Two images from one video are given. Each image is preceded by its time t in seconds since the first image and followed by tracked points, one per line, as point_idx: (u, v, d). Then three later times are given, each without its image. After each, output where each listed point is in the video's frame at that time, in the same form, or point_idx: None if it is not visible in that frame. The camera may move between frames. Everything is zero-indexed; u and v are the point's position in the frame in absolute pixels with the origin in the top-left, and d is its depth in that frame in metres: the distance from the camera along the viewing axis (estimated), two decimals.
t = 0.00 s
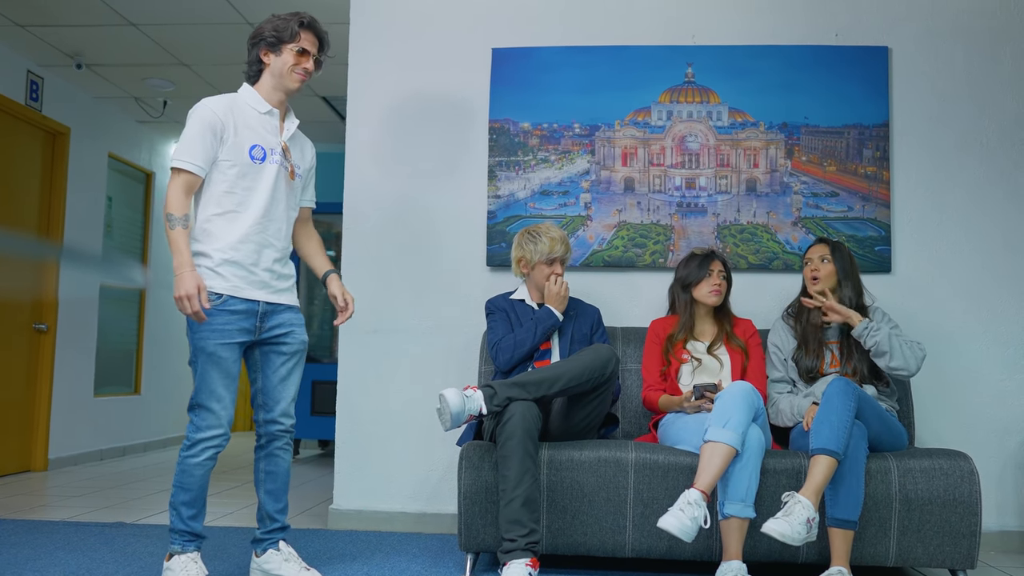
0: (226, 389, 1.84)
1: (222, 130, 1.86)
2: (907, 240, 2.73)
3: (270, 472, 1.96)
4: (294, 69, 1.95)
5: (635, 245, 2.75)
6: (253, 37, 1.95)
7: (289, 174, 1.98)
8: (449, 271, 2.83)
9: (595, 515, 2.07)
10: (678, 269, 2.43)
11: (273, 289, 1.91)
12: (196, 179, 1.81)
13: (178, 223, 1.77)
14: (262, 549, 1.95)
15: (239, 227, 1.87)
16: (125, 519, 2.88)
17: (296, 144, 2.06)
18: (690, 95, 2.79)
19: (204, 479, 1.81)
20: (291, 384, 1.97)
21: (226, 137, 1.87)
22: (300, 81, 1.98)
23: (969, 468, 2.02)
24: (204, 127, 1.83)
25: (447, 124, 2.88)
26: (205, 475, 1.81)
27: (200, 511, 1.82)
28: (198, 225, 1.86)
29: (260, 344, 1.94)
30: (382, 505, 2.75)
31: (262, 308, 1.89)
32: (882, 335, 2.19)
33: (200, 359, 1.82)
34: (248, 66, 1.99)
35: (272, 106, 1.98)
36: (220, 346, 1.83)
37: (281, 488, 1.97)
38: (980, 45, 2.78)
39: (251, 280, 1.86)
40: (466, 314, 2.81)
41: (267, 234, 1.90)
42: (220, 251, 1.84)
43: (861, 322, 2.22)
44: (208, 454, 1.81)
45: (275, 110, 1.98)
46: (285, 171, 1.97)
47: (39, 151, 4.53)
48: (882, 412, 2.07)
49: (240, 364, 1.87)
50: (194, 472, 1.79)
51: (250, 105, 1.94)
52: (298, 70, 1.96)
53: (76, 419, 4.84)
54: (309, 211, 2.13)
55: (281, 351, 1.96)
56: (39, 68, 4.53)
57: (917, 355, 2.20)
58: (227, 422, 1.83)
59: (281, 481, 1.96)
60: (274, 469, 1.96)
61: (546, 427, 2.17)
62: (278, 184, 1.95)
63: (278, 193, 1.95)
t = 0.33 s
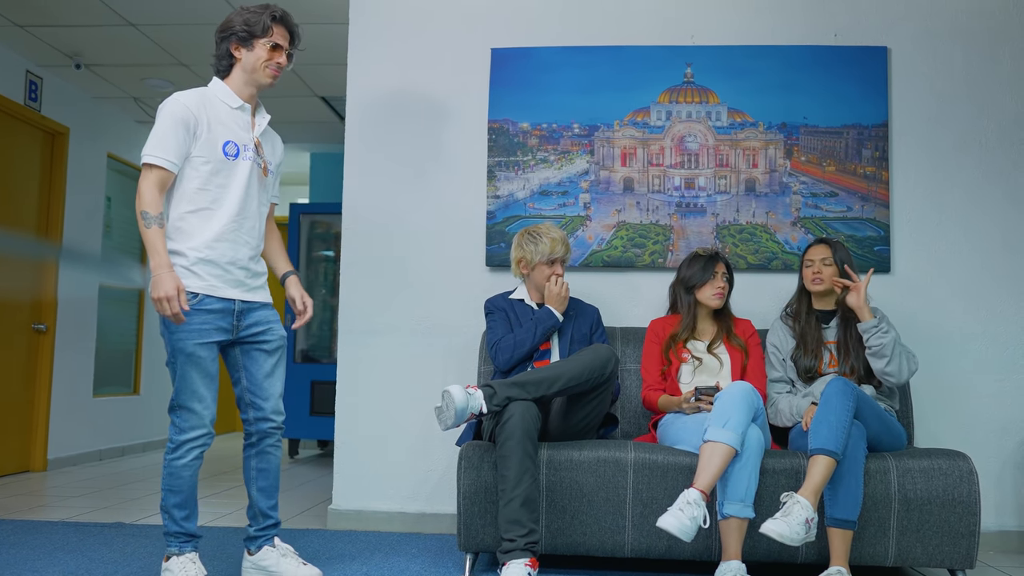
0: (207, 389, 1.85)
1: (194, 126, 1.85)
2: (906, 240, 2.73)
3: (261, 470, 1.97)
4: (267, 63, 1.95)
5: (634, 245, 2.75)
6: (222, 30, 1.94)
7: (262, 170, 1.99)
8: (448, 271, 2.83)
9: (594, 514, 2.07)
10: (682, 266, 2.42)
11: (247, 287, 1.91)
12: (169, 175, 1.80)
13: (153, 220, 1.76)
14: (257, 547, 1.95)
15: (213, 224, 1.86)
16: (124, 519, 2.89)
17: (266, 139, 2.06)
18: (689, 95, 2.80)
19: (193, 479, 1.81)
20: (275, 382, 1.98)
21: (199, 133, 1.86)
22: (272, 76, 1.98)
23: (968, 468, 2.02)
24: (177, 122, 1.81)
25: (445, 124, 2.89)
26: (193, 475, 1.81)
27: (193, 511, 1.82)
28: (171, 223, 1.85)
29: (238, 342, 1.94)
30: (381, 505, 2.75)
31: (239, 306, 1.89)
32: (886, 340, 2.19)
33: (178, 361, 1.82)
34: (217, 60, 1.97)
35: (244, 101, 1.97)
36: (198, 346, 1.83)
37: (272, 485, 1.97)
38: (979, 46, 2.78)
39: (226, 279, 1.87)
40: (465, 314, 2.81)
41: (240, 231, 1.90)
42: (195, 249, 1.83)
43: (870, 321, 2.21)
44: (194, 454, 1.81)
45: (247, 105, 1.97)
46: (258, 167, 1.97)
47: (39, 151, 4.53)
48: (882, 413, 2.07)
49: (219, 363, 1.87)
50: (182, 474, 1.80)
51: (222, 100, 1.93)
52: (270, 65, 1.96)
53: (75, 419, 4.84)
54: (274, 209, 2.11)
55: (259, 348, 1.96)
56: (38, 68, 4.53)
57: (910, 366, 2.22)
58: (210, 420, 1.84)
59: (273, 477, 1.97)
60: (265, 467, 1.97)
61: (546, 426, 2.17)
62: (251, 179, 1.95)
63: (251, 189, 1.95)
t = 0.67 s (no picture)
0: (209, 386, 1.84)
1: (185, 126, 1.84)
2: (905, 236, 2.73)
3: (236, 468, 1.96)
4: (257, 58, 1.95)
5: (633, 242, 2.75)
6: (211, 24, 1.93)
7: (258, 162, 1.98)
8: (448, 268, 2.83)
9: (593, 511, 2.07)
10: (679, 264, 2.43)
11: (252, 282, 1.92)
12: (163, 178, 1.80)
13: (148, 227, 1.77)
14: (221, 543, 1.96)
15: (213, 221, 1.86)
16: (124, 517, 2.89)
17: (262, 131, 2.05)
18: (688, 92, 2.79)
19: (193, 476, 1.82)
20: (266, 383, 1.99)
21: (190, 132, 1.86)
22: (263, 70, 1.98)
23: (968, 464, 2.02)
24: (167, 124, 1.81)
25: (444, 121, 2.88)
26: (193, 473, 1.81)
27: (193, 509, 1.82)
28: (171, 223, 1.85)
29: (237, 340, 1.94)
30: (381, 502, 2.75)
31: (242, 304, 1.90)
32: (878, 352, 2.20)
33: (182, 357, 1.81)
34: (207, 54, 1.96)
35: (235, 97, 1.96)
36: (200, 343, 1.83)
37: (245, 484, 1.97)
38: (978, 42, 2.78)
39: (231, 274, 1.87)
40: (464, 311, 2.81)
41: (242, 226, 1.91)
42: (197, 247, 1.83)
43: (856, 339, 2.23)
44: (195, 452, 1.81)
45: (239, 101, 1.96)
46: (254, 160, 1.97)
47: (37, 149, 4.53)
48: (881, 409, 2.08)
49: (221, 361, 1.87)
50: (184, 471, 1.80)
51: (211, 96, 1.92)
52: (261, 59, 1.96)
53: (74, 418, 4.84)
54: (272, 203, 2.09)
55: (255, 347, 1.96)
56: (37, 66, 4.53)
57: (913, 368, 2.22)
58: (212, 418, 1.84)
59: (246, 477, 1.97)
60: (241, 465, 1.96)
61: (545, 423, 2.16)
62: (248, 173, 1.94)
63: (249, 182, 1.94)
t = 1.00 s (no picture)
0: (233, 377, 1.83)
1: (196, 126, 1.84)
2: (906, 224, 2.73)
3: (238, 458, 1.97)
4: (268, 54, 1.94)
5: (633, 231, 2.75)
6: (223, 21, 1.93)
7: (271, 158, 1.97)
8: (448, 259, 2.83)
9: (595, 500, 2.07)
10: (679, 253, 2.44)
11: (267, 278, 1.92)
12: (177, 179, 1.81)
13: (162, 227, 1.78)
14: (223, 533, 1.96)
15: (227, 219, 1.86)
16: (126, 507, 2.90)
17: (275, 126, 2.04)
18: (688, 80, 2.78)
19: (212, 467, 1.81)
20: (272, 374, 1.99)
21: (201, 133, 1.85)
22: (273, 67, 1.97)
23: (968, 452, 2.03)
24: (177, 126, 1.81)
25: (443, 111, 2.87)
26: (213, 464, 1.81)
27: (206, 499, 1.83)
28: (187, 222, 1.87)
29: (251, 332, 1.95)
30: (382, 492, 2.76)
31: (258, 296, 1.89)
32: (868, 339, 2.21)
33: (202, 350, 1.82)
34: (218, 51, 1.96)
35: (245, 92, 1.95)
36: (221, 334, 1.83)
37: (248, 474, 1.98)
38: (979, 30, 2.76)
39: (245, 271, 1.87)
40: (464, 301, 2.81)
41: (256, 223, 1.91)
42: (211, 245, 1.84)
43: (846, 329, 2.26)
44: (217, 443, 1.81)
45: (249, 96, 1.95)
46: (267, 156, 1.95)
47: (36, 141, 4.52)
48: (881, 398, 2.08)
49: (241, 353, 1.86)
50: (203, 461, 1.80)
51: (222, 96, 1.91)
52: (271, 56, 1.95)
53: (76, 409, 4.85)
54: (295, 193, 2.14)
55: (268, 339, 1.97)
56: (35, 57, 4.51)
57: (906, 356, 2.21)
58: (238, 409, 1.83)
59: (249, 467, 1.98)
60: (244, 456, 1.97)
61: (545, 413, 2.17)
62: (260, 170, 1.93)
63: (262, 179, 1.94)
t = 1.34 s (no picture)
0: (234, 369, 1.84)
1: (204, 124, 1.84)
2: (907, 217, 2.72)
3: (243, 453, 1.97)
4: (276, 53, 1.93)
5: (634, 225, 2.75)
6: (233, 19, 1.94)
7: (278, 155, 1.96)
8: (449, 253, 2.83)
9: (596, 494, 2.07)
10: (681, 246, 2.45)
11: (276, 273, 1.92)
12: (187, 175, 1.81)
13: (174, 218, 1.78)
14: (225, 528, 1.97)
15: (235, 214, 1.86)
16: (129, 503, 2.91)
17: (285, 123, 2.03)
18: (688, 74, 2.77)
19: (207, 462, 1.81)
20: (278, 371, 1.99)
21: (209, 130, 1.85)
22: (281, 66, 1.96)
23: (969, 445, 2.03)
24: (185, 123, 1.81)
25: (443, 106, 2.87)
26: (207, 458, 1.81)
27: (197, 496, 1.82)
28: (197, 219, 1.87)
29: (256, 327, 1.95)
30: (384, 487, 2.77)
31: (265, 292, 1.90)
32: (889, 352, 2.21)
33: (206, 341, 1.82)
34: (228, 49, 1.96)
35: (253, 91, 1.95)
36: (225, 327, 1.83)
37: (252, 469, 1.99)
38: (980, 21, 2.75)
39: (254, 266, 1.87)
40: (465, 296, 2.81)
41: (264, 218, 1.90)
42: (220, 240, 1.84)
43: (870, 339, 2.20)
44: (213, 437, 1.81)
45: (257, 95, 1.95)
46: (274, 153, 1.95)
47: (37, 137, 4.51)
48: (883, 391, 2.08)
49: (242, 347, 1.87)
50: (198, 454, 1.79)
51: (231, 94, 1.91)
52: (280, 54, 1.94)
53: (78, 405, 4.86)
54: (307, 189, 2.14)
55: (274, 335, 1.97)
56: (35, 53, 4.51)
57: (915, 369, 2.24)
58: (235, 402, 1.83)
59: (252, 461, 1.98)
60: (249, 451, 1.97)
61: (546, 406, 2.17)
62: (268, 168, 1.93)
63: (270, 176, 1.93)
